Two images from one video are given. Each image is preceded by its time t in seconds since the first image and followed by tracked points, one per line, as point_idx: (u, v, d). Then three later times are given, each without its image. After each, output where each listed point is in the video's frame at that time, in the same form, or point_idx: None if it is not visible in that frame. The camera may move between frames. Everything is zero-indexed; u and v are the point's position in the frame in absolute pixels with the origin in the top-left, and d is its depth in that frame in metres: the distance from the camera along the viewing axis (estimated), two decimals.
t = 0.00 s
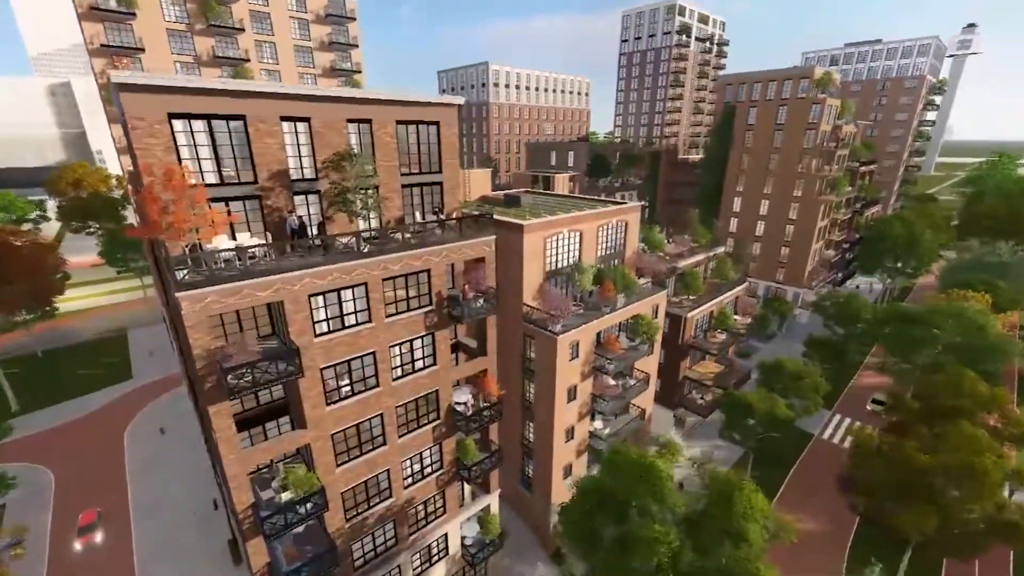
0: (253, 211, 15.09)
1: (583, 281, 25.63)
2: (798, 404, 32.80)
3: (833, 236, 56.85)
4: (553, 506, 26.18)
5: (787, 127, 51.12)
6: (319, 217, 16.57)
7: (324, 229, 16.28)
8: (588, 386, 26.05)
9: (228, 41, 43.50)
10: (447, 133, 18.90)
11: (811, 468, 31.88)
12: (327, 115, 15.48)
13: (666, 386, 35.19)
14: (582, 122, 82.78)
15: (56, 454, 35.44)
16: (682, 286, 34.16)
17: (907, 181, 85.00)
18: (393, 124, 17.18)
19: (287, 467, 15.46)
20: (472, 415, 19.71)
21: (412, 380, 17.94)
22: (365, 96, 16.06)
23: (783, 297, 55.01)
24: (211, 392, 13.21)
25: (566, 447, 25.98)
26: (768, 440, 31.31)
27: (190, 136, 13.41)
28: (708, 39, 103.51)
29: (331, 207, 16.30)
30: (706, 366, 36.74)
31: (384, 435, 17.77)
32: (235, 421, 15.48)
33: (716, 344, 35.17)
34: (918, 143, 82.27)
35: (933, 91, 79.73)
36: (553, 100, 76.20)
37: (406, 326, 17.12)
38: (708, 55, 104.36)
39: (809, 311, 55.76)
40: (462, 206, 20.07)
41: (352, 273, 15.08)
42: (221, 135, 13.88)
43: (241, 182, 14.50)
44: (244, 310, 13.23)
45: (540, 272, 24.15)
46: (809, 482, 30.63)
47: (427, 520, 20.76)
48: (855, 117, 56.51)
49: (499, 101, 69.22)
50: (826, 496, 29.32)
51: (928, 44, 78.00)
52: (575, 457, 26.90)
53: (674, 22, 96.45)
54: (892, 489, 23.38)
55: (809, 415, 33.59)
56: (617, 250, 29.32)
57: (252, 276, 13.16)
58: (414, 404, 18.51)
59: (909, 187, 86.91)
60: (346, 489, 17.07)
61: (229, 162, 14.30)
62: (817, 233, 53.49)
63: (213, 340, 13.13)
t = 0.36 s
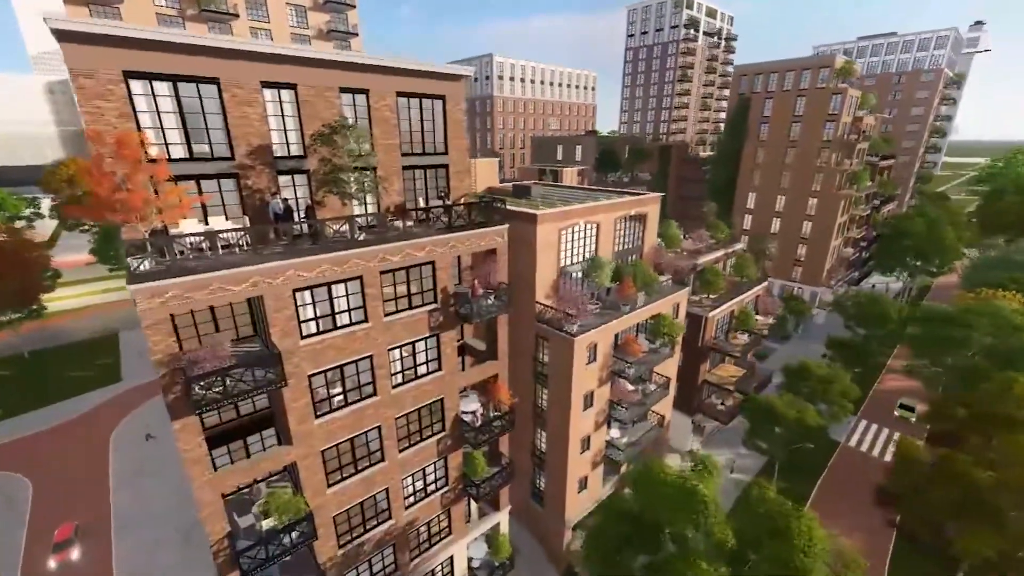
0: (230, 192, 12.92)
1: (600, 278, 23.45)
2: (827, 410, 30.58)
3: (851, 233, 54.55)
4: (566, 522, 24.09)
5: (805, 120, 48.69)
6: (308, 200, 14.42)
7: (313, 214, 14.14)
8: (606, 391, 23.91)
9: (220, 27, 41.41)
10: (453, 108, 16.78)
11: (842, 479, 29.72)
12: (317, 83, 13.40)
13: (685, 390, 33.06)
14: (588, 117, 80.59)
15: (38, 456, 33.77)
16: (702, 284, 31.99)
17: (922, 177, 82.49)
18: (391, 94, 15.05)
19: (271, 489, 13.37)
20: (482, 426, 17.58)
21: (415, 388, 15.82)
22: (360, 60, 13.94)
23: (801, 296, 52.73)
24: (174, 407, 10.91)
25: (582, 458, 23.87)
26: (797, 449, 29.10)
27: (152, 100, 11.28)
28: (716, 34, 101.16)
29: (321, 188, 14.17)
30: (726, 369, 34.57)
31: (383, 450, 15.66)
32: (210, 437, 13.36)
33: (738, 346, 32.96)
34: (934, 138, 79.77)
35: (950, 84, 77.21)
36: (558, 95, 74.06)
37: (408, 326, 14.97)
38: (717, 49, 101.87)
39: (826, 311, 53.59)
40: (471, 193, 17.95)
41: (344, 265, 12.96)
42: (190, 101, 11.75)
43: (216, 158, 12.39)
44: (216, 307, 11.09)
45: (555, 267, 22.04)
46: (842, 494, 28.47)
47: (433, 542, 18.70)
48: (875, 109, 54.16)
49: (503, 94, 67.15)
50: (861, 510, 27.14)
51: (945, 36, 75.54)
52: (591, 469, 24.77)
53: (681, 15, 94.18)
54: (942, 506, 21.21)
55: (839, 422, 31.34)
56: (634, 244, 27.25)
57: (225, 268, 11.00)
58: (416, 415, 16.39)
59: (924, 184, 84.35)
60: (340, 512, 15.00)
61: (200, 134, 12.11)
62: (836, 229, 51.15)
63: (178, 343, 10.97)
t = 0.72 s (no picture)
0: (183, 166, 10.83)
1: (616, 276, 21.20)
2: (861, 422, 28.03)
3: (876, 232, 51.77)
4: (577, 544, 21.89)
5: (827, 113, 45.86)
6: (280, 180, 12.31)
7: (285, 195, 12.03)
8: (621, 402, 21.65)
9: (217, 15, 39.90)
10: (452, 77, 14.62)
11: (878, 498, 27.13)
12: (288, 39, 11.30)
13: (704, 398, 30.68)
14: (598, 113, 78.43)
15: (27, 460, 24.96)
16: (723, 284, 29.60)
17: (946, 176, 79.24)
18: (379, 58, 12.94)
19: (231, 521, 11.24)
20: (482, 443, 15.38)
21: (405, 399, 13.65)
22: (340, 15, 11.83)
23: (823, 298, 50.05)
24: (100, 427, 8.83)
25: (595, 475, 21.61)
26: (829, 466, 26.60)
27: (81, 51, 9.23)
28: (729, 29, 98.59)
29: (295, 164, 12.04)
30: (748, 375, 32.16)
31: (368, 471, 13.50)
32: (160, 457, 11.32)
33: (762, 351, 30.53)
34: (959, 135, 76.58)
35: (976, 78, 73.98)
36: (567, 90, 72.02)
37: (397, 328, 12.82)
38: (730, 45, 99.32)
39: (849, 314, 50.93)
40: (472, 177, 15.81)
41: (317, 254, 10.83)
42: (129, 54, 9.68)
43: (164, 125, 10.34)
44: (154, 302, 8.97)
45: (565, 263, 19.86)
46: (880, 515, 25.89)
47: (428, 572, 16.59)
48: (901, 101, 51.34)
49: (510, 89, 65.28)
50: (902, 533, 24.53)
51: (970, 28, 72.45)
52: (605, 486, 22.50)
53: (693, 9, 91.81)
54: (1007, 537, 18.57)
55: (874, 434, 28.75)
56: (651, 240, 25.04)
57: (162, 255, 8.87)
58: (407, 430, 14.22)
59: (948, 183, 81.06)
60: (316, 544, 12.87)
61: (142, 95, 10.02)
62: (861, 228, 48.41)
63: (105, 348, 8.87)
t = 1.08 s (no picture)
0: (106, 136, 9.12)
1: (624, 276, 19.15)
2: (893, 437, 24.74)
3: (903, 234, 48.80)
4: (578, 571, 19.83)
5: (851, 108, 43.08)
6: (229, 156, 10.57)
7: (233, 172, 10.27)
8: (629, 415, 19.55)
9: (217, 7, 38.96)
10: (437, 44, 12.78)
11: (914, 525, 24.55)
12: None
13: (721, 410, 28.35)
14: (609, 112, 76.38)
15: None
16: (743, 286, 27.33)
17: (976, 177, 75.48)
18: (348, 18, 11.17)
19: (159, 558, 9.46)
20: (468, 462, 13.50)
21: (377, 414, 11.79)
22: None
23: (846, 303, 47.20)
24: None
25: (599, 496, 19.52)
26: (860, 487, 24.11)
27: None
28: (746, 26, 95.87)
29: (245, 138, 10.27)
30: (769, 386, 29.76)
31: (331, 496, 11.64)
32: (83, 480, 9.60)
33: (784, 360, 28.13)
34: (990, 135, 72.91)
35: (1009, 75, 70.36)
36: (577, 87, 70.15)
37: (365, 331, 10.99)
38: (746, 43, 96.56)
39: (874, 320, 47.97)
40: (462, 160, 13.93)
41: (262, 240, 9.05)
42: None
43: (82, 86, 8.62)
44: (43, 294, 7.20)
45: (568, 261, 17.87)
46: (917, 545, 23.33)
47: None
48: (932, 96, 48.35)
49: (518, 86, 63.68)
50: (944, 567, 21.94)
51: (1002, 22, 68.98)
52: (610, 507, 20.40)
53: (708, 6, 89.46)
54: None
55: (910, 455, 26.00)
56: (664, 239, 22.94)
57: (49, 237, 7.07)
58: (380, 448, 12.33)
59: (978, 185, 77.25)
60: None
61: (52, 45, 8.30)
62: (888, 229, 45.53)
63: None
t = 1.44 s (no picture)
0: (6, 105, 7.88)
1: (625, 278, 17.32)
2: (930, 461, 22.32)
3: (935, 239, 45.74)
4: None
5: (880, 104, 40.31)
6: (160, 132, 9.26)
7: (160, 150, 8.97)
8: (630, 431, 17.72)
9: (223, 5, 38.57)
10: (407, 12, 11.37)
11: (950, 559, 22.12)
12: None
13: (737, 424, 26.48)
14: (622, 113, 74.56)
15: None
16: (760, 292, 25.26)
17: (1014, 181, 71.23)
18: None
19: None
20: (439, 483, 11.87)
21: (329, 428, 10.37)
22: None
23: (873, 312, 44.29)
24: None
25: (596, 519, 17.74)
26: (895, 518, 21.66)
27: None
28: (766, 26, 93.14)
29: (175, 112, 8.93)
30: (788, 399, 27.53)
31: (275, 521, 10.23)
32: None
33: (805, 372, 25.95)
34: None
35: None
36: (589, 87, 68.56)
37: (314, 334, 9.59)
38: (767, 43, 93.75)
39: (903, 331, 44.99)
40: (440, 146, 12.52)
41: (180, 225, 7.72)
42: None
43: None
44: None
45: (562, 259, 16.28)
46: None
47: None
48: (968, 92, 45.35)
49: (528, 85, 62.44)
50: None
51: None
52: (609, 531, 18.63)
53: (727, 6, 87.12)
54: None
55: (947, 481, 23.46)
56: (673, 239, 21.21)
57: None
58: (334, 467, 10.89)
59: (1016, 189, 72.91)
60: None
61: None
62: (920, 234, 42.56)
63: None
